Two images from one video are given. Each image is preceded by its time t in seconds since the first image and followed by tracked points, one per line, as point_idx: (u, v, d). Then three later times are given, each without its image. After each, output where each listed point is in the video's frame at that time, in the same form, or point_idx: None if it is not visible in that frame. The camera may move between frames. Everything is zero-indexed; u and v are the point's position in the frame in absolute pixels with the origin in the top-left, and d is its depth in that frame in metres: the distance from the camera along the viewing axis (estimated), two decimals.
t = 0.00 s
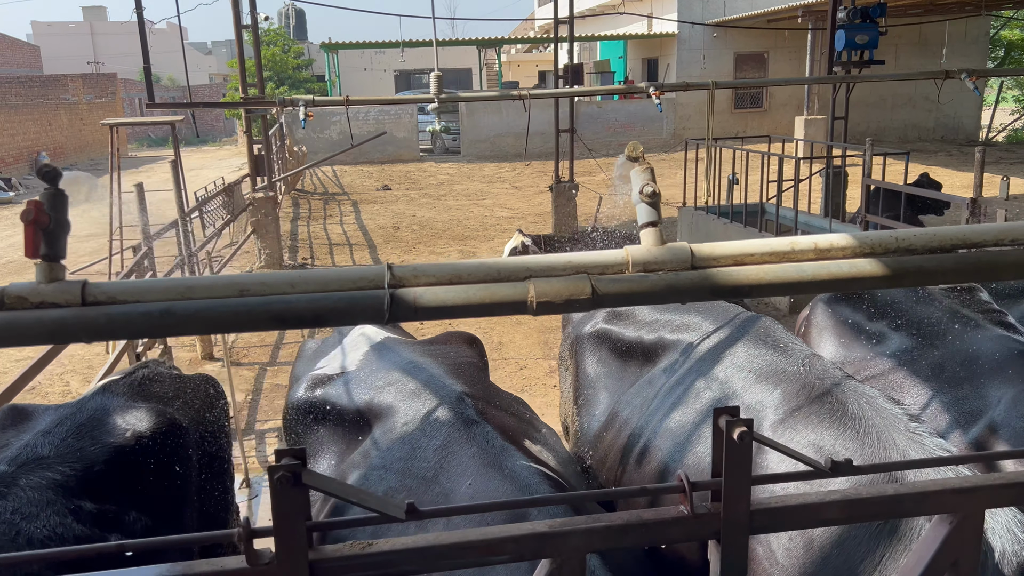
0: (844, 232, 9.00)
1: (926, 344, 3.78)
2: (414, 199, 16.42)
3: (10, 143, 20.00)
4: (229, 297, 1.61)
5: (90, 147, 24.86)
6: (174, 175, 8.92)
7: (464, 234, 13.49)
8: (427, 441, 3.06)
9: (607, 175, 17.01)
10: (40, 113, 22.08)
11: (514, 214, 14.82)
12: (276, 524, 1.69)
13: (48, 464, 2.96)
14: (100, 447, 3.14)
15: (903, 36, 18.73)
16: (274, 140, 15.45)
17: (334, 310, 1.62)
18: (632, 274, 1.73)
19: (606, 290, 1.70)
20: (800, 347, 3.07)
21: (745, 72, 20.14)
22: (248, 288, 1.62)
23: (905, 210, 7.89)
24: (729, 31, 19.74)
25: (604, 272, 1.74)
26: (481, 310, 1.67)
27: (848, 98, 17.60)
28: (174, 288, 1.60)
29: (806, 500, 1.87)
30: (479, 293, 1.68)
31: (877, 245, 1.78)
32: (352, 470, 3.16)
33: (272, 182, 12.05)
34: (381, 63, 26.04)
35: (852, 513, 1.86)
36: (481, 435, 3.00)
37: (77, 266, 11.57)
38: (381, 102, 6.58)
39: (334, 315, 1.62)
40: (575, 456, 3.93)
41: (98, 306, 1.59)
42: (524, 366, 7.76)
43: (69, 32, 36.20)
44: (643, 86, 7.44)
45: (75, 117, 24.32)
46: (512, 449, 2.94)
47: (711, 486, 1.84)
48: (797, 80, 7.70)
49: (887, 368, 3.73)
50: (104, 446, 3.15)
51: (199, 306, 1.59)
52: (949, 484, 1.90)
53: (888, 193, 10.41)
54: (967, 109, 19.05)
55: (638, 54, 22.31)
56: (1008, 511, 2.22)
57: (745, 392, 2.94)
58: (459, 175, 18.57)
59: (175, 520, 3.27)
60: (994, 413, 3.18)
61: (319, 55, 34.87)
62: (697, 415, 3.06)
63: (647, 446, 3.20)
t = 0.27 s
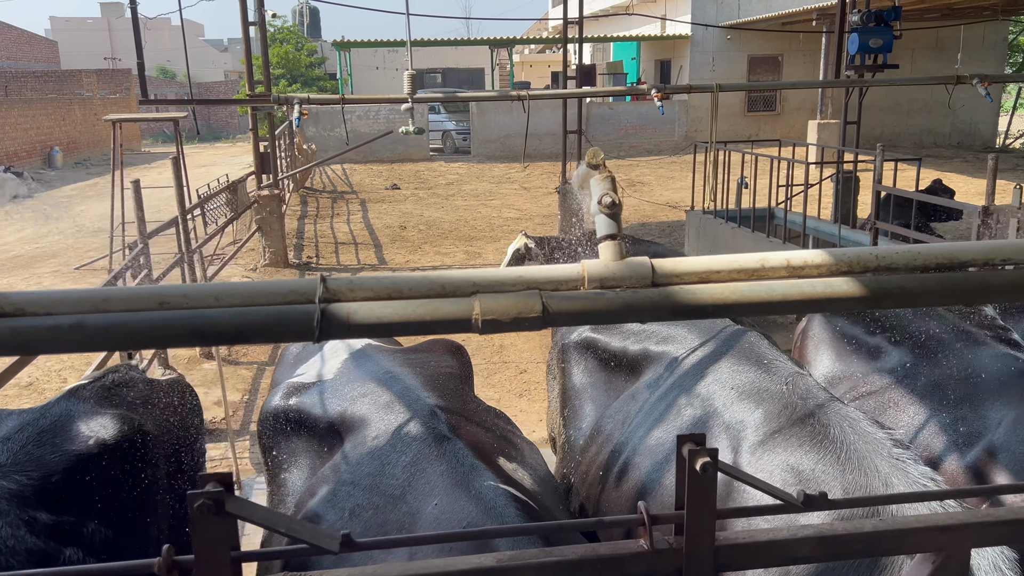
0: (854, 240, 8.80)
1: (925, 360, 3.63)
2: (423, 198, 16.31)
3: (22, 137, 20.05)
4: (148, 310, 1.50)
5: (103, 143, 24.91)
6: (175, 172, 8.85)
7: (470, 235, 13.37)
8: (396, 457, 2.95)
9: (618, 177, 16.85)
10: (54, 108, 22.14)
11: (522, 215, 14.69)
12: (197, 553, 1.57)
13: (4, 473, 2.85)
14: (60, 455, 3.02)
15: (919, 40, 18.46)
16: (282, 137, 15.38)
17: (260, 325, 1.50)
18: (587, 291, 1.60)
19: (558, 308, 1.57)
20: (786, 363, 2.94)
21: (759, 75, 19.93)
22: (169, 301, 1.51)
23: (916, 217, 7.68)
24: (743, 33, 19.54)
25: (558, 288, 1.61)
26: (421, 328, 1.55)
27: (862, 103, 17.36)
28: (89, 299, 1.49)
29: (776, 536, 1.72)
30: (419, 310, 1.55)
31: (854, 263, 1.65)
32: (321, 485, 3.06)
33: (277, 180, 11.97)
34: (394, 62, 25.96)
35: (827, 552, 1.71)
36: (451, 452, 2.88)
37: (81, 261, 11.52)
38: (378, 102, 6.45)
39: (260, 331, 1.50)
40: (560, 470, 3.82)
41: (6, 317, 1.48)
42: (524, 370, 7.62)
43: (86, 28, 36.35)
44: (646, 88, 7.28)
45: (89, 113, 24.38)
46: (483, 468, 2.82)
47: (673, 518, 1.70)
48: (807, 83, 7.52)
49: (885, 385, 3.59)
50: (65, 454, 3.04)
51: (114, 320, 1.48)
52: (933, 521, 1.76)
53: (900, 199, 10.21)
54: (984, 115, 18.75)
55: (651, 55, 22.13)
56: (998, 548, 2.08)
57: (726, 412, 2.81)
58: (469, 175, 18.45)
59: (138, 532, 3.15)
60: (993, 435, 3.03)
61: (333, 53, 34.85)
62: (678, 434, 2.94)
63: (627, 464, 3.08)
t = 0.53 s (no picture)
0: (874, 249, 8.61)
1: (940, 381, 3.52)
2: (439, 202, 16.27)
3: (45, 138, 20.23)
4: (112, 335, 1.45)
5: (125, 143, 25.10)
6: (189, 175, 8.85)
7: (485, 240, 13.30)
8: (390, 476, 2.89)
9: (635, 183, 16.73)
10: (77, 109, 22.35)
11: (538, 220, 14.61)
12: None
13: None
14: (54, 467, 2.98)
15: (943, 47, 18.20)
16: (299, 141, 15.39)
17: (227, 352, 1.44)
18: (572, 318, 1.53)
19: (540, 336, 1.49)
20: (791, 386, 2.86)
21: (779, 81, 19.75)
22: (135, 325, 1.45)
23: (937, 228, 7.51)
24: (764, 39, 19.40)
25: (541, 315, 1.54)
26: (396, 356, 1.48)
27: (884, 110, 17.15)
28: (52, 323, 1.44)
29: None
30: (394, 337, 1.49)
31: (856, 292, 1.56)
32: (314, 502, 3.01)
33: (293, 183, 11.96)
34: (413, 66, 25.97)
35: None
36: (446, 473, 2.82)
37: (98, 262, 11.57)
38: (388, 108, 6.40)
39: (228, 358, 1.43)
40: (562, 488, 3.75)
41: None
42: (535, 378, 7.52)
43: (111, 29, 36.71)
44: (660, 96, 7.18)
45: (111, 114, 24.59)
46: (477, 489, 2.75)
47: (662, 558, 1.61)
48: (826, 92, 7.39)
49: (898, 407, 3.49)
50: (59, 465, 3.00)
51: (75, 344, 1.42)
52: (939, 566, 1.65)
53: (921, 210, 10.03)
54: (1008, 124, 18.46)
55: (671, 61, 22.00)
56: None
57: (728, 436, 2.73)
58: (486, 179, 18.39)
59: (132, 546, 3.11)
60: (1008, 462, 2.91)
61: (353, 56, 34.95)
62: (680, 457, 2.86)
63: (628, 487, 3.00)
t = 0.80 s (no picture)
0: (901, 258, 8.51)
1: (970, 392, 3.47)
2: (461, 208, 16.29)
3: (73, 144, 20.50)
4: (132, 342, 1.45)
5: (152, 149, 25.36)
6: (214, 180, 8.90)
7: (506, 246, 13.29)
8: (409, 483, 2.87)
9: (658, 189, 16.65)
10: (105, 116, 22.63)
11: (559, 226, 14.59)
12: None
13: (19, 490, 2.83)
14: (77, 472, 3.01)
15: (971, 52, 17.98)
16: (323, 147, 15.48)
17: (245, 361, 1.43)
18: (594, 328, 1.50)
19: (561, 346, 1.47)
20: (818, 397, 2.81)
21: (804, 87, 19.60)
22: (153, 333, 1.45)
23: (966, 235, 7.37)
24: (789, 45, 19.28)
25: (562, 324, 1.52)
26: (415, 365, 1.46)
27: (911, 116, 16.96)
28: (72, 330, 1.44)
29: None
30: (412, 346, 1.47)
31: (885, 303, 1.53)
32: (335, 508, 3.00)
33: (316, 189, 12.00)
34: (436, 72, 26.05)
35: None
36: (466, 480, 2.79)
37: (124, 267, 11.67)
38: (410, 114, 6.39)
39: (245, 366, 1.42)
40: (584, 498, 3.72)
41: None
42: (555, 385, 7.43)
43: (139, 37, 37.17)
44: (683, 102, 7.11)
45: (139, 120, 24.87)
46: (497, 496, 2.73)
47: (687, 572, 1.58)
48: (853, 97, 7.30)
49: (927, 421, 3.44)
50: (82, 470, 3.02)
51: (94, 352, 1.41)
52: None
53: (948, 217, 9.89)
54: None
55: (694, 66, 21.91)
56: None
57: (753, 448, 2.69)
58: (508, 186, 18.39)
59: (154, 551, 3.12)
60: None
61: (376, 63, 35.15)
62: (704, 468, 2.82)
63: (650, 498, 2.97)
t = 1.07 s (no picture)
0: (932, 264, 8.41)
1: (1015, 403, 3.41)
2: (485, 214, 16.33)
3: (103, 152, 20.77)
4: (196, 349, 1.47)
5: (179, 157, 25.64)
6: (244, 188, 8.98)
7: (531, 252, 13.31)
8: (450, 489, 2.88)
9: (682, 195, 16.58)
10: (134, 124, 22.92)
11: (583, 232, 14.58)
12: None
13: (68, 494, 2.86)
14: (123, 477, 3.05)
15: (1001, 55, 17.78)
16: (348, 154, 15.59)
17: (309, 369, 1.45)
18: (652, 335, 1.50)
19: (619, 354, 1.47)
20: (862, 405, 2.80)
21: (830, 92, 19.47)
22: (217, 340, 1.47)
23: (999, 241, 7.26)
24: (814, 50, 19.19)
25: (619, 332, 1.52)
26: (474, 373, 1.47)
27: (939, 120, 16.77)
28: (138, 338, 1.46)
29: None
30: (471, 354, 1.48)
31: (945, 311, 1.52)
32: (375, 512, 3.02)
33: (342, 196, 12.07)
34: (459, 79, 26.15)
35: None
36: (508, 486, 2.80)
37: (154, 274, 11.81)
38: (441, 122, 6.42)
39: (308, 374, 1.45)
40: (620, 506, 3.72)
41: (56, 354, 1.45)
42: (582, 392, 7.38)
43: (165, 46, 37.63)
44: (713, 107, 7.10)
45: (167, 128, 25.16)
46: (541, 502, 2.73)
47: None
48: (883, 102, 7.23)
49: (970, 429, 3.38)
50: (127, 475, 3.06)
51: (161, 358, 1.44)
52: None
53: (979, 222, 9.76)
54: None
55: (718, 72, 21.84)
56: None
57: (798, 455, 2.67)
58: (531, 192, 18.40)
59: (197, 557, 3.16)
60: None
61: (399, 70, 35.36)
62: (747, 476, 2.81)
63: (691, 506, 2.97)
